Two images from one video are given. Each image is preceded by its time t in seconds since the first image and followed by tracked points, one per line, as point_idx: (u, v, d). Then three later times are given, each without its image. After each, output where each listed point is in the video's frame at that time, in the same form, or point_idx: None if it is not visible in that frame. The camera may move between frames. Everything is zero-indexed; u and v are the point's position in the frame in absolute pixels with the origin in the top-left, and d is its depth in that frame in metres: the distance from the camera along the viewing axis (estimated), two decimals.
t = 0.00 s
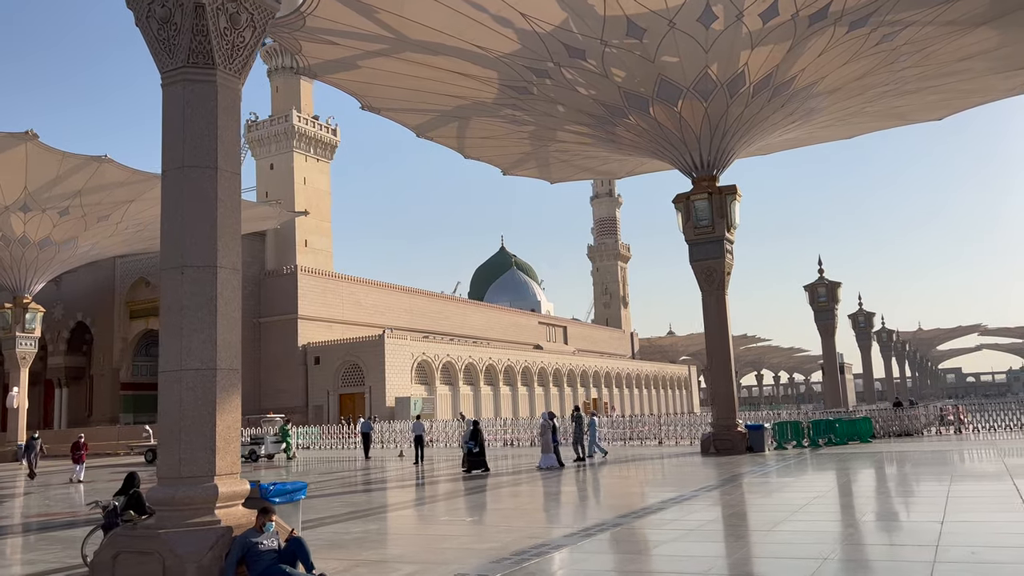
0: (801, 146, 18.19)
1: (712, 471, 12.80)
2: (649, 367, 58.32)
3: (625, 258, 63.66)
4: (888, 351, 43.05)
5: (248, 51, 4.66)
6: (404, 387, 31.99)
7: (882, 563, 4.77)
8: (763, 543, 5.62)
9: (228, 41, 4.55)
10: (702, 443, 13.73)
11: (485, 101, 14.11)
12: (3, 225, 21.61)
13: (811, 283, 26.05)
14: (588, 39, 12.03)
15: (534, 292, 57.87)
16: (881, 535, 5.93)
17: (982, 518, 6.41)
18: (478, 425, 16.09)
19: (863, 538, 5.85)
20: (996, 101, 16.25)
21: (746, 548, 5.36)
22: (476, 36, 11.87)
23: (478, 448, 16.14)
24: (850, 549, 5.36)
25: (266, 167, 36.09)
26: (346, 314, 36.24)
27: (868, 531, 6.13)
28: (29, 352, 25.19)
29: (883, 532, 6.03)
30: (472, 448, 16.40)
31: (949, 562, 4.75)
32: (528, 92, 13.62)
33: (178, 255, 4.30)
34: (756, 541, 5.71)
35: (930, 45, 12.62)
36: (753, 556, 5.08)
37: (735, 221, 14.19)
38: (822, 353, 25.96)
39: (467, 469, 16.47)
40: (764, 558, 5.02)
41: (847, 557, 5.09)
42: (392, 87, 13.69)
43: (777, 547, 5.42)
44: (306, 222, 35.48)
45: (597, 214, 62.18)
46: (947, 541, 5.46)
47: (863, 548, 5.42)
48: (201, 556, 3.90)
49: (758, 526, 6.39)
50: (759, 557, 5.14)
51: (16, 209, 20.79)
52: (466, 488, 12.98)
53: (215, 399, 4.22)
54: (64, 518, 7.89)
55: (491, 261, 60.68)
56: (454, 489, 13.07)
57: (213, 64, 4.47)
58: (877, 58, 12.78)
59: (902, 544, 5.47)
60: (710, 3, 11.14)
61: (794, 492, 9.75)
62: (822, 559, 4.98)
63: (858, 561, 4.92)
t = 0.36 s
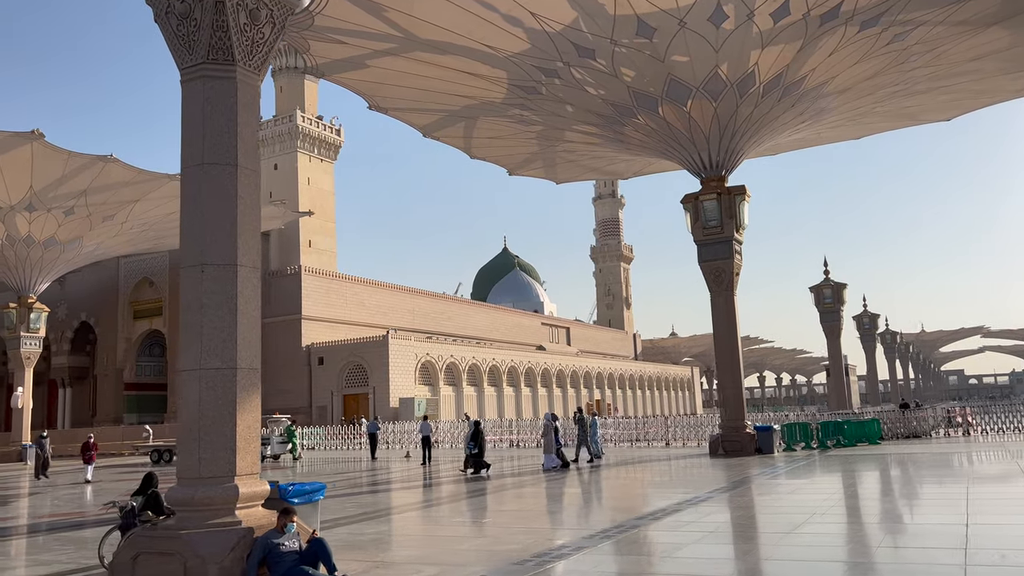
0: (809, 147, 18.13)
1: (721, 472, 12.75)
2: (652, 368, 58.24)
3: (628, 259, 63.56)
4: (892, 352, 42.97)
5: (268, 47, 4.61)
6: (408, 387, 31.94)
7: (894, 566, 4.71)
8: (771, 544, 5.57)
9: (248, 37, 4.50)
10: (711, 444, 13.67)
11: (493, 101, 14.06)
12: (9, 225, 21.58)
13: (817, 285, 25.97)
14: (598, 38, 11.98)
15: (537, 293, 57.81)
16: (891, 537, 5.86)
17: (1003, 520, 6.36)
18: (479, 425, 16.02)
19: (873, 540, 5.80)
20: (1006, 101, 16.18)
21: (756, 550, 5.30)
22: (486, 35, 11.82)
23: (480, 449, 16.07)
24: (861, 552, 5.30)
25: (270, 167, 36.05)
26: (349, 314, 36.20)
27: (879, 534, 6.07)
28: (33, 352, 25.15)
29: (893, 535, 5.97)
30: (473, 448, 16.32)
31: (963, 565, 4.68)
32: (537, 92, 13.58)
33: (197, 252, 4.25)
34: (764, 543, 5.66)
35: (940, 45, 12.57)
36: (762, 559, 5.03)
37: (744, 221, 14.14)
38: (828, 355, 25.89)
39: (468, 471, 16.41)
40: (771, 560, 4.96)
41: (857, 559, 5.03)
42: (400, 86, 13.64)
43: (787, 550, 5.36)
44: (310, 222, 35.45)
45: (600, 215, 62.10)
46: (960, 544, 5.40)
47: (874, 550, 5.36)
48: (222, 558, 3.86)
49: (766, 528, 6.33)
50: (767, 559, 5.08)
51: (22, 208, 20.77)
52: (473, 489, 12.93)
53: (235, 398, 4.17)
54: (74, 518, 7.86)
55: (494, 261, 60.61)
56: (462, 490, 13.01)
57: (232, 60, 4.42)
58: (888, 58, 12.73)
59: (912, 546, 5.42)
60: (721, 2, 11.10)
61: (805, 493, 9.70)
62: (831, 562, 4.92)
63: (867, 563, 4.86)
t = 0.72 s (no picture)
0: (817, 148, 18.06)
1: (730, 474, 12.70)
2: (655, 369, 58.15)
3: (631, 260, 63.50)
4: (896, 355, 42.87)
5: (288, 44, 4.58)
6: (412, 388, 31.89)
7: (903, 569, 4.64)
8: (779, 547, 5.50)
9: (268, 33, 4.46)
10: (719, 446, 13.60)
11: (501, 101, 14.02)
12: (14, 225, 21.57)
13: (823, 286, 25.91)
14: (607, 38, 11.95)
15: (540, 294, 57.77)
16: (900, 540, 5.79)
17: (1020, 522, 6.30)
18: (481, 427, 15.96)
19: (881, 543, 5.73)
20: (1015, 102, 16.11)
21: (764, 553, 5.24)
22: (495, 35, 11.79)
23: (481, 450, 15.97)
24: (869, 555, 5.24)
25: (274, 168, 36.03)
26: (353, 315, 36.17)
27: (888, 536, 6.01)
28: (38, 352, 25.12)
29: (903, 538, 5.89)
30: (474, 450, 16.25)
31: (973, 568, 4.61)
32: (545, 92, 13.53)
33: (217, 249, 4.21)
34: (772, 545, 5.59)
35: (950, 45, 12.52)
36: (768, 561, 4.96)
37: (753, 222, 14.08)
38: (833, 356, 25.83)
39: (469, 472, 16.29)
40: (777, 563, 4.89)
41: (866, 563, 4.97)
42: (408, 86, 13.60)
43: (796, 553, 5.30)
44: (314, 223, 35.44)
45: (603, 217, 62.04)
46: (971, 547, 5.34)
47: (882, 554, 5.29)
48: (243, 559, 3.81)
49: (773, 531, 6.26)
50: (774, 562, 5.02)
51: (27, 208, 20.76)
52: (481, 490, 12.88)
53: (255, 398, 4.13)
54: (84, 518, 7.82)
55: (497, 262, 60.57)
56: (469, 491, 12.97)
57: (252, 56, 4.38)
58: (897, 58, 12.67)
59: (921, 549, 5.35)
60: (731, 2, 11.05)
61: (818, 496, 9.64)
62: (840, 565, 4.85)
63: (875, 566, 4.79)
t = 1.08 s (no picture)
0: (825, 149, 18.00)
1: (740, 476, 12.62)
2: (658, 371, 58.08)
3: (633, 261, 63.41)
4: (899, 356, 42.77)
5: (306, 40, 4.52)
6: (415, 389, 31.84)
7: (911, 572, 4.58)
8: (791, 550, 5.44)
9: (286, 29, 4.40)
10: (727, 448, 13.54)
11: (509, 101, 13.96)
12: (18, 225, 21.54)
13: (828, 287, 25.85)
14: (617, 37, 11.89)
15: (543, 295, 57.74)
16: (905, 543, 5.73)
17: None
18: (483, 428, 15.89)
19: (888, 546, 5.66)
20: None
21: (774, 556, 5.16)
22: (504, 34, 11.73)
23: (483, 451, 15.84)
24: (876, 559, 5.16)
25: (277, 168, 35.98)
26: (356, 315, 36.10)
27: (893, 539, 5.94)
28: (41, 351, 25.07)
29: (909, 541, 5.84)
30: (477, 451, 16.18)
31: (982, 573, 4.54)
32: (554, 92, 13.48)
33: (236, 247, 4.15)
34: (780, 549, 5.51)
35: (961, 45, 12.45)
36: (777, 564, 4.88)
37: (761, 223, 14.02)
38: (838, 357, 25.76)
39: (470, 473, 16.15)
40: (786, 567, 4.82)
41: (875, 566, 4.90)
42: (415, 85, 13.53)
43: (804, 556, 5.22)
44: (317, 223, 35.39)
45: (606, 217, 61.95)
46: (978, 550, 5.28)
47: (889, 557, 5.22)
48: (263, 562, 3.74)
49: (780, 534, 6.18)
50: (782, 566, 4.93)
51: (31, 208, 20.73)
52: (489, 491, 12.82)
53: (274, 398, 4.07)
54: (94, 519, 7.77)
55: (499, 263, 60.52)
56: (477, 493, 12.92)
57: (271, 53, 4.32)
58: (908, 59, 12.61)
59: (933, 553, 5.27)
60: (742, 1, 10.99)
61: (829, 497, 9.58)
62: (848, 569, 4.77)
63: (881, 569, 4.72)
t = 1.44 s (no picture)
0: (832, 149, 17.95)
1: (747, 477, 12.59)
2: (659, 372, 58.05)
3: (635, 262, 63.35)
4: (902, 358, 42.70)
5: (328, 34, 4.47)
6: (418, 389, 31.79)
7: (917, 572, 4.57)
8: (800, 550, 5.43)
9: (308, 22, 4.35)
10: (735, 449, 13.50)
11: (517, 99, 13.90)
12: (22, 223, 21.50)
13: (833, 288, 25.80)
14: (627, 36, 11.84)
15: (544, 296, 57.72)
16: (910, 543, 5.72)
17: None
18: (484, 428, 15.81)
19: (891, 546, 5.66)
20: None
21: (783, 556, 5.13)
22: (513, 33, 11.69)
23: (483, 451, 15.75)
24: (882, 559, 5.14)
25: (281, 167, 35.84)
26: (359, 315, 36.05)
27: (898, 540, 5.93)
28: (44, 349, 25.00)
29: (913, 542, 5.82)
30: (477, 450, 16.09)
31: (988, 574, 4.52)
32: (562, 91, 13.43)
33: (257, 243, 4.11)
34: (788, 549, 5.48)
35: (972, 46, 12.40)
36: (785, 564, 4.84)
37: (770, 223, 13.99)
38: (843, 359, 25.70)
39: (470, 473, 16.05)
40: (793, 566, 4.79)
41: (880, 566, 4.88)
42: (423, 84, 13.48)
43: (812, 557, 5.20)
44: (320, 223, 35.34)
45: (607, 218, 61.88)
46: (984, 552, 5.26)
47: (893, 558, 5.21)
48: (287, 561, 3.70)
49: (786, 534, 6.16)
50: (789, 566, 4.90)
51: (36, 205, 20.70)
52: (495, 491, 12.78)
53: (297, 394, 4.02)
54: (103, 517, 7.72)
55: (501, 264, 60.48)
56: (484, 492, 12.88)
57: (293, 46, 4.28)
58: (918, 59, 12.56)
59: (939, 554, 5.25)
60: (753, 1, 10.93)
61: (838, 498, 9.54)
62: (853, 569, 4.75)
63: (886, 569, 4.71)
